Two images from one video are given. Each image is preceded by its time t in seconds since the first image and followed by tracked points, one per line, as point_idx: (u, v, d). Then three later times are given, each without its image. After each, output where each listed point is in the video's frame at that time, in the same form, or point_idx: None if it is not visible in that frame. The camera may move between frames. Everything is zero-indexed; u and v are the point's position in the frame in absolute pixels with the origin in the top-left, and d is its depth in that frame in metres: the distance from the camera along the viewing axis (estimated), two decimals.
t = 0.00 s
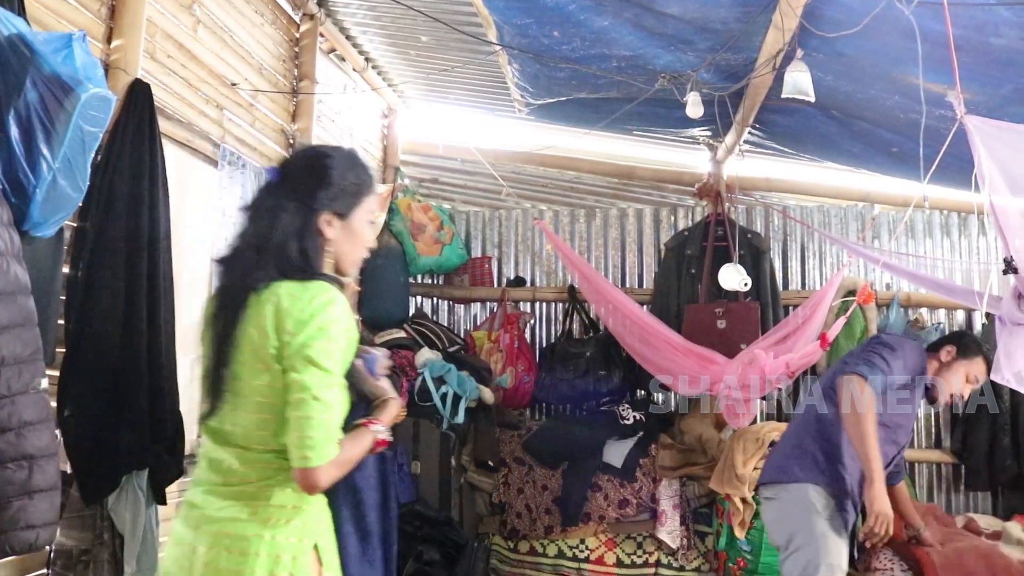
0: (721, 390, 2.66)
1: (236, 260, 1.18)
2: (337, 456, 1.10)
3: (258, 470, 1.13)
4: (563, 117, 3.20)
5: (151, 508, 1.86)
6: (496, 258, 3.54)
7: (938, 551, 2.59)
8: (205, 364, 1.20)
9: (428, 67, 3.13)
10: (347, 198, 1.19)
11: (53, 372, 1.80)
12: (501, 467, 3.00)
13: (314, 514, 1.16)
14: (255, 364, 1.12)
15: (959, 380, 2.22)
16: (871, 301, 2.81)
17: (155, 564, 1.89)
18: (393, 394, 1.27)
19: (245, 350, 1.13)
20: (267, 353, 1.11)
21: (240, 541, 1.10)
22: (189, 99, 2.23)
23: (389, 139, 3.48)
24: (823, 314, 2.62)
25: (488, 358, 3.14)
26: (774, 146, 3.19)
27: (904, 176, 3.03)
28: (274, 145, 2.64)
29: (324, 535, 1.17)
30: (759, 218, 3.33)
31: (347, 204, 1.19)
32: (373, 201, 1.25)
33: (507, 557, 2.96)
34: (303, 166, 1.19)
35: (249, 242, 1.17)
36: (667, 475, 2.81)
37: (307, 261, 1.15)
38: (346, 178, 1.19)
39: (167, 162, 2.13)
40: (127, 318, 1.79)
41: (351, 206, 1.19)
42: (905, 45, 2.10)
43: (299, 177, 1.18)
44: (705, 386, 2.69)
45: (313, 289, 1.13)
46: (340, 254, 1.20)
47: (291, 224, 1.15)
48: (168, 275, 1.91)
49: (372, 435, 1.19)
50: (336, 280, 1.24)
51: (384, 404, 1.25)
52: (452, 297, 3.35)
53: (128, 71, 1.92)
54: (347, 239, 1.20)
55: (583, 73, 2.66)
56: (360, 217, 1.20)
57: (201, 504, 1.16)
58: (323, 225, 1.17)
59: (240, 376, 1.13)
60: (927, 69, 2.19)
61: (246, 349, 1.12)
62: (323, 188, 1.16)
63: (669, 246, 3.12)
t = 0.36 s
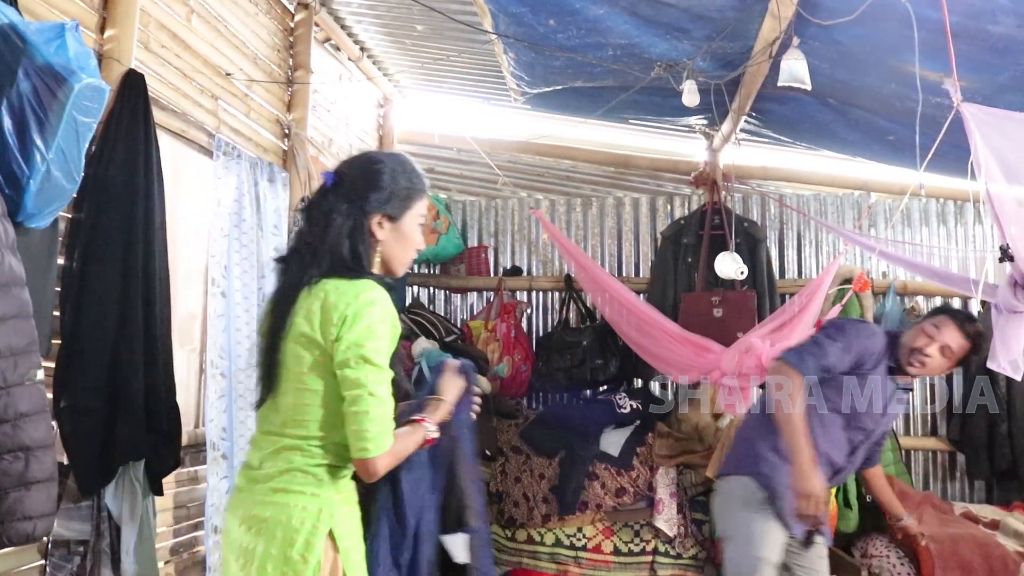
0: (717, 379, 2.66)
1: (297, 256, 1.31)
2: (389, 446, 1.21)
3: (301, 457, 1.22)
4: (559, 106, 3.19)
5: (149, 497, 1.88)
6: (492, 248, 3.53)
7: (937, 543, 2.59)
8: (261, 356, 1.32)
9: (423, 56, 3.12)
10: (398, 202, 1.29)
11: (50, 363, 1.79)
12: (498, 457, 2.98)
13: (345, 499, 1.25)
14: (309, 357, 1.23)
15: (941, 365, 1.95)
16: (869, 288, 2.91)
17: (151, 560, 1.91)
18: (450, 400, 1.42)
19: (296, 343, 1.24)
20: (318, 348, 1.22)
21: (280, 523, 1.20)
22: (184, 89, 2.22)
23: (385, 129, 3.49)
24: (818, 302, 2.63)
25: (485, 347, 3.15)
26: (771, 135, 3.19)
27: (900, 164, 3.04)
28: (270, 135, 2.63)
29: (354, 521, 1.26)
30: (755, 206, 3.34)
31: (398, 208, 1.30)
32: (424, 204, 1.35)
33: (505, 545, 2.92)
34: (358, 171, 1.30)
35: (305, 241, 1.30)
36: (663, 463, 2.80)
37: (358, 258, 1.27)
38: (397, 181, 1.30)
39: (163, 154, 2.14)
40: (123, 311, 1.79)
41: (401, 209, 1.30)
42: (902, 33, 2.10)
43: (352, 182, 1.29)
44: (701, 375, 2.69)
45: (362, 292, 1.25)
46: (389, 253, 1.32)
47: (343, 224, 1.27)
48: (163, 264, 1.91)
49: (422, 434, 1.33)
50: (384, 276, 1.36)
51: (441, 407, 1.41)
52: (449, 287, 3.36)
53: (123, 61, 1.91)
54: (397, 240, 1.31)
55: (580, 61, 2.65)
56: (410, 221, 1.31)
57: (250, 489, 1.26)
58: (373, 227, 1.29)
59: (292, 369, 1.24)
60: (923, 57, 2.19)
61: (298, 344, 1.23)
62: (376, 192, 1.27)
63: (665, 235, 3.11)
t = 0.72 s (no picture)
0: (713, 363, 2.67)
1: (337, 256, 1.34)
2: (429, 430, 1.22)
3: (337, 438, 1.25)
4: (554, 90, 3.18)
5: (146, 483, 1.88)
6: (487, 232, 3.53)
7: (929, 524, 2.63)
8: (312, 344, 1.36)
9: (416, 39, 3.10)
10: (433, 209, 1.32)
11: (43, 348, 1.79)
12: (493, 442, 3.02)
13: (380, 482, 1.27)
14: (346, 345, 1.25)
15: (856, 314, 1.66)
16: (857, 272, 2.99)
17: (150, 546, 1.88)
18: (503, 412, 1.43)
19: (336, 331, 1.27)
20: (354, 336, 1.24)
21: (316, 498, 1.24)
22: (176, 73, 2.20)
23: (379, 113, 3.47)
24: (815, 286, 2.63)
25: (480, 331, 3.15)
26: (767, 118, 3.19)
27: (895, 147, 3.04)
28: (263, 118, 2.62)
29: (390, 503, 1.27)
30: (750, 190, 3.33)
31: (433, 215, 1.32)
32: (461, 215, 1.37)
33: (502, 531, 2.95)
34: (397, 181, 1.33)
35: (348, 243, 1.33)
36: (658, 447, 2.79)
37: (394, 259, 1.29)
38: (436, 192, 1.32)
39: (156, 139, 2.13)
40: (116, 295, 1.78)
41: (436, 217, 1.32)
42: (897, 15, 2.09)
43: (389, 189, 1.31)
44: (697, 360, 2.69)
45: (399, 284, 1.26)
46: (423, 256, 1.33)
47: (382, 227, 1.30)
48: (157, 248, 1.91)
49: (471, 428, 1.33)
50: (418, 279, 1.36)
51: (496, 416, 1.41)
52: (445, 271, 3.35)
53: (113, 44, 1.89)
54: (432, 245, 1.32)
55: (574, 44, 2.64)
56: (445, 227, 1.32)
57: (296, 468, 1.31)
58: (409, 231, 1.31)
59: (332, 356, 1.27)
60: (919, 39, 2.18)
61: (337, 332, 1.26)
62: (413, 200, 1.30)
63: (660, 218, 3.10)
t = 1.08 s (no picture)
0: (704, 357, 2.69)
1: (377, 259, 1.49)
2: (450, 409, 1.37)
3: (356, 415, 1.41)
4: (548, 81, 3.17)
5: (140, 475, 1.88)
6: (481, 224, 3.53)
7: (922, 516, 2.63)
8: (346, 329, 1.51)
9: (410, 31, 3.09)
10: (454, 212, 1.45)
11: (36, 341, 1.79)
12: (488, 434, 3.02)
13: (394, 457, 1.41)
14: (370, 330, 1.41)
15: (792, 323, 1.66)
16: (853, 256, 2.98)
17: (144, 540, 1.88)
18: (557, 399, 1.40)
19: (361, 318, 1.43)
20: (387, 324, 1.40)
21: (334, 468, 1.41)
22: (169, 64, 2.20)
23: (372, 105, 3.45)
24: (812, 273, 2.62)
25: (474, 323, 3.13)
26: (761, 110, 3.19)
27: (889, 139, 3.04)
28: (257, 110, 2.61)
29: (401, 478, 1.41)
30: (745, 181, 3.33)
31: (454, 217, 1.45)
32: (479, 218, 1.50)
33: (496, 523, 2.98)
34: (421, 188, 1.47)
35: (379, 244, 1.48)
36: (652, 439, 2.84)
37: (419, 254, 1.44)
38: (456, 195, 1.46)
39: (149, 131, 2.12)
40: (108, 288, 1.76)
41: (457, 218, 1.45)
42: (891, 7, 2.08)
43: (418, 194, 1.45)
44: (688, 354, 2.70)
45: (419, 277, 1.40)
46: (445, 256, 1.47)
47: (408, 227, 1.44)
48: (150, 241, 1.90)
49: (521, 407, 1.39)
50: (441, 277, 1.51)
51: (547, 401, 1.40)
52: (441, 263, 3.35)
53: (105, 36, 1.89)
54: (453, 245, 1.47)
55: (568, 36, 2.63)
56: (464, 228, 1.46)
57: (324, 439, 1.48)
58: (433, 231, 1.45)
59: (360, 341, 1.43)
60: (913, 31, 2.18)
61: (363, 318, 1.42)
62: (435, 204, 1.44)
63: (655, 210, 3.10)
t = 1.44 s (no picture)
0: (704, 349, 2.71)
1: (384, 259, 1.51)
2: (462, 406, 1.38)
3: (371, 411, 1.42)
4: (545, 78, 3.17)
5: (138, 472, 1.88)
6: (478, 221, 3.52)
7: (918, 512, 2.63)
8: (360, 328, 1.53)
9: (407, 27, 3.09)
10: (463, 211, 1.47)
11: (31, 337, 1.78)
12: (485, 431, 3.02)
13: (410, 454, 1.43)
14: (385, 327, 1.42)
15: (803, 271, 1.73)
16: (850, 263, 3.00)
17: (141, 537, 1.87)
18: (564, 391, 1.57)
19: (377, 315, 1.44)
20: (400, 322, 1.41)
21: (349, 463, 1.42)
22: (165, 60, 2.19)
23: (369, 101, 3.44)
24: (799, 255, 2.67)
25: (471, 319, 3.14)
26: (758, 107, 3.20)
27: (885, 136, 3.05)
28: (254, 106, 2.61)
29: (416, 474, 1.43)
30: (742, 178, 3.33)
31: (463, 216, 1.47)
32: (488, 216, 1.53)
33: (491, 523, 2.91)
34: (431, 190, 1.48)
35: (390, 245, 1.50)
36: (649, 435, 2.85)
37: (430, 254, 1.46)
38: (463, 194, 1.48)
39: (146, 127, 2.12)
40: (105, 284, 1.76)
41: (466, 218, 1.47)
42: (888, 4, 2.08)
43: (428, 195, 1.47)
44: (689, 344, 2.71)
45: (434, 274, 1.42)
46: (455, 254, 1.49)
47: (417, 228, 1.46)
48: (147, 237, 1.90)
49: (531, 400, 1.50)
50: (452, 274, 1.53)
51: (555, 393, 1.55)
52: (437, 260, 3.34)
53: (101, 31, 1.88)
54: (462, 244, 1.49)
55: (564, 32, 2.63)
56: (473, 227, 1.48)
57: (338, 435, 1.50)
58: (442, 231, 1.46)
59: (374, 339, 1.44)
60: (910, 28, 2.18)
61: (378, 316, 1.44)
62: (444, 204, 1.46)
63: (652, 207, 3.10)
